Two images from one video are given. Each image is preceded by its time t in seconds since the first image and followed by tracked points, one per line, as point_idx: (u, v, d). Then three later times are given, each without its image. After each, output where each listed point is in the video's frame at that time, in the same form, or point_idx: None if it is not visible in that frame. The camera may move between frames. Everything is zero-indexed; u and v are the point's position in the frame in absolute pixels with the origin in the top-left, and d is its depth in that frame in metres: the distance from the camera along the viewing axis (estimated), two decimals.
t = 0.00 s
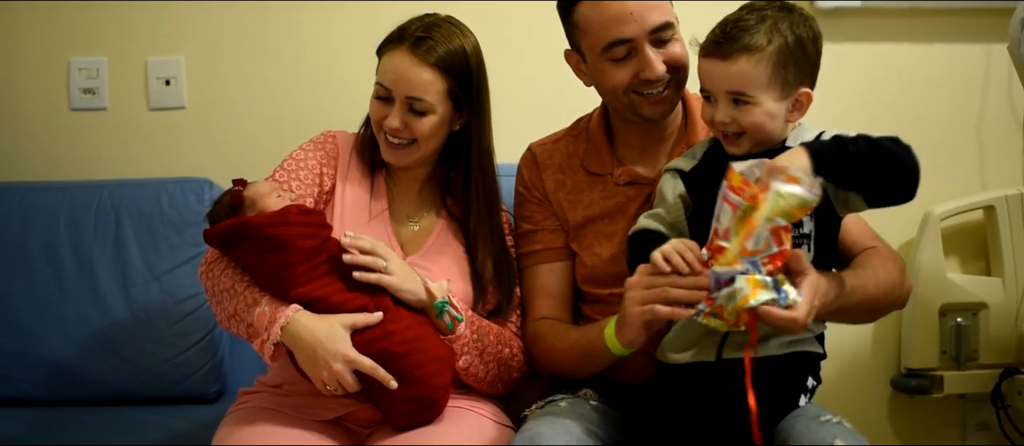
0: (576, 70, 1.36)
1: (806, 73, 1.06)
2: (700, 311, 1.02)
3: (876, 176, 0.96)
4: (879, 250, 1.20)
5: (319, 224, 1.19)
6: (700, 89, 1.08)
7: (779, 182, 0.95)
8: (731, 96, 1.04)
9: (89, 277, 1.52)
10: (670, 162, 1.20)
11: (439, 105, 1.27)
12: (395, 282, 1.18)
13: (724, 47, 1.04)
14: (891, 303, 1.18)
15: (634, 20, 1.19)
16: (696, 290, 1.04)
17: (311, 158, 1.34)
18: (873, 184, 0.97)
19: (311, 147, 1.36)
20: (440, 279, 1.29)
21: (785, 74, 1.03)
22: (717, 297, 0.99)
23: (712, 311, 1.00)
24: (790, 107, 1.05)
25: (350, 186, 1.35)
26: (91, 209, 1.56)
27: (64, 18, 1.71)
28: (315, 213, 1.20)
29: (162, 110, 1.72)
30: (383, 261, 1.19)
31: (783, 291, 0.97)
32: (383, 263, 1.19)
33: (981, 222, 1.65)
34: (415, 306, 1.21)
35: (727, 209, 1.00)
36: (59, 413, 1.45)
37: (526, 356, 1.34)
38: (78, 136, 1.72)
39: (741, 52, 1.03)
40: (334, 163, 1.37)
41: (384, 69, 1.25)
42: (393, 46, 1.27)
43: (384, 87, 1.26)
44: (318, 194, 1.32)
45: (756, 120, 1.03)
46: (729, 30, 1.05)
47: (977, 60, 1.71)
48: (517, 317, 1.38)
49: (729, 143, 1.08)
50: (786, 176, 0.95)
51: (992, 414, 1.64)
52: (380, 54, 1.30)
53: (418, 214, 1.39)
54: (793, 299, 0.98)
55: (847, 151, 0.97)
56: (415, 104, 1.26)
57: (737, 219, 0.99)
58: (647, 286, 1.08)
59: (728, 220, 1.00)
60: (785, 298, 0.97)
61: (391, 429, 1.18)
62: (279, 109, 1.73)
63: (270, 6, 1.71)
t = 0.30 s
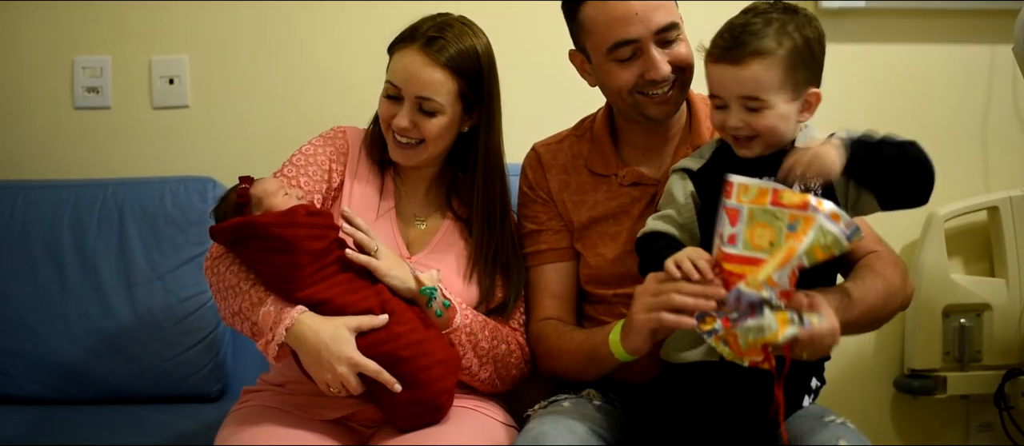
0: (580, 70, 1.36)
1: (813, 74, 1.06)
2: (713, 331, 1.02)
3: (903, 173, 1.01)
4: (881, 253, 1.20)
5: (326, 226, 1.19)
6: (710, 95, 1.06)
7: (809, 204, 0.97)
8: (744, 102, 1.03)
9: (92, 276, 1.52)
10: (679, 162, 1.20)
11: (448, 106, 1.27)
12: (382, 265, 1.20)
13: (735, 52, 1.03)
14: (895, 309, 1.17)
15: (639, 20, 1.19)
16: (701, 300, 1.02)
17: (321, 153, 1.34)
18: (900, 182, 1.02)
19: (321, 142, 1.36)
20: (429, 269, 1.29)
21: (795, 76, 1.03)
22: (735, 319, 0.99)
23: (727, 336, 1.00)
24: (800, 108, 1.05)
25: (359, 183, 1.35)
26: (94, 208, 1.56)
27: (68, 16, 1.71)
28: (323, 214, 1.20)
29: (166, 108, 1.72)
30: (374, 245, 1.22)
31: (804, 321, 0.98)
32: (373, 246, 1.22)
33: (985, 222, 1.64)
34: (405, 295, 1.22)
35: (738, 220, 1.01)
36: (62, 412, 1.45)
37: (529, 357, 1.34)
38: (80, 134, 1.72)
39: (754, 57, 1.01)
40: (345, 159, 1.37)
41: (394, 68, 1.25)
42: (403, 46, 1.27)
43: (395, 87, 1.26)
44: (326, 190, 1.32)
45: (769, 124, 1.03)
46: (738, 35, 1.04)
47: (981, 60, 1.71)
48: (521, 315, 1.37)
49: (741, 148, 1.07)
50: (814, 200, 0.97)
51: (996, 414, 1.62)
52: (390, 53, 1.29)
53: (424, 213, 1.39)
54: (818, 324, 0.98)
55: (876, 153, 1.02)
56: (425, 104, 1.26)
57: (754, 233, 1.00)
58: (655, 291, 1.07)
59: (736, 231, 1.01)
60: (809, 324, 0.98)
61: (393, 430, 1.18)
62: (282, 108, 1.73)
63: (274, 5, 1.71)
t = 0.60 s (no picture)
0: (581, 71, 1.37)
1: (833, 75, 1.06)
2: (714, 338, 1.02)
3: (882, 207, 0.99)
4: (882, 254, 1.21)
5: (333, 228, 1.18)
6: (740, 103, 1.03)
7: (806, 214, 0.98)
8: (783, 111, 1.01)
9: (92, 275, 1.52)
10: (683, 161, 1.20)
11: (454, 105, 1.28)
12: (383, 269, 1.19)
13: (777, 62, 0.99)
14: (897, 308, 1.18)
15: (641, 22, 1.19)
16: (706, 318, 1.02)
17: (325, 151, 1.34)
18: (881, 217, 0.99)
19: (325, 140, 1.36)
20: (430, 271, 1.28)
21: (828, 79, 1.02)
22: (738, 326, 1.00)
23: (729, 342, 1.01)
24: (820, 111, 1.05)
25: (363, 182, 1.35)
26: (94, 207, 1.56)
27: (68, 15, 1.71)
28: (330, 216, 1.19)
29: (166, 107, 1.72)
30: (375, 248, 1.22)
31: (808, 321, 0.98)
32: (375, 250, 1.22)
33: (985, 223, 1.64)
34: (407, 297, 1.21)
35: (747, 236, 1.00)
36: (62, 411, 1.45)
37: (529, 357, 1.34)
38: (80, 133, 1.72)
39: (797, 65, 0.99)
40: (348, 157, 1.37)
41: (403, 67, 1.25)
42: (409, 46, 1.27)
43: (402, 86, 1.25)
44: (329, 188, 1.32)
45: (807, 130, 1.02)
46: (777, 43, 1.00)
47: (982, 61, 1.70)
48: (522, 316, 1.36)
49: (766, 155, 1.06)
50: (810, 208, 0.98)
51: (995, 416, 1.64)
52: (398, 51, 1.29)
53: (427, 213, 1.39)
54: (821, 326, 0.99)
55: (850, 199, 0.99)
56: (432, 104, 1.26)
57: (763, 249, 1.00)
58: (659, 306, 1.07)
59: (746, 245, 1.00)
60: (813, 326, 0.98)
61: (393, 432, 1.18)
62: (283, 108, 1.73)
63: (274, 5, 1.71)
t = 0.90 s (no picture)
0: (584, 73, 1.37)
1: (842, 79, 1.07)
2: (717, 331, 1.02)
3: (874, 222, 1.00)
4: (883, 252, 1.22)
5: (331, 231, 1.18)
6: (755, 105, 1.03)
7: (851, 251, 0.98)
8: (799, 115, 1.01)
9: (91, 276, 1.52)
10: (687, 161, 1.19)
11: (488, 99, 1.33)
12: (382, 272, 1.20)
13: (798, 67, 0.99)
14: (895, 307, 1.17)
15: (646, 25, 1.20)
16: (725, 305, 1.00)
17: (325, 152, 1.33)
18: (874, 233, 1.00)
19: (327, 141, 1.36)
20: (429, 273, 1.29)
21: (842, 85, 1.03)
22: (743, 329, 0.99)
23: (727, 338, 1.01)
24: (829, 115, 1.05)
25: (363, 185, 1.35)
26: (94, 208, 1.56)
27: (68, 17, 1.71)
28: (329, 219, 1.19)
29: (166, 109, 1.72)
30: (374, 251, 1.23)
31: (800, 341, 0.98)
32: (373, 252, 1.22)
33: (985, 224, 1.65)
34: (407, 300, 1.21)
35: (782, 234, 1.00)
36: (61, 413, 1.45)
37: (529, 357, 1.34)
38: (80, 135, 1.72)
39: (816, 70, 0.99)
40: (349, 158, 1.37)
41: (446, 65, 1.28)
42: (442, 43, 1.29)
43: (448, 84, 1.28)
44: (329, 190, 1.32)
45: (820, 135, 1.03)
46: (797, 48, 1.00)
47: (982, 61, 1.70)
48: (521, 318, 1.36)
49: (776, 157, 1.07)
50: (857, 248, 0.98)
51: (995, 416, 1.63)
52: (422, 51, 1.30)
53: (428, 215, 1.39)
54: (812, 347, 0.98)
55: (844, 217, 1.00)
56: (474, 96, 1.30)
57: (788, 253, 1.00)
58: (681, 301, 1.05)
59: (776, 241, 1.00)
60: (803, 348, 0.98)
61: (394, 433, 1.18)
62: (283, 108, 1.73)
63: (273, 6, 1.71)
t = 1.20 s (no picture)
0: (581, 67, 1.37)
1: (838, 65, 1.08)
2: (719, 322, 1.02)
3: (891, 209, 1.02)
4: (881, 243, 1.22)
5: (327, 228, 1.19)
6: (767, 92, 1.03)
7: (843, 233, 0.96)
8: (811, 98, 1.01)
9: (90, 275, 1.52)
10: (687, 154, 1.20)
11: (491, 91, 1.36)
12: (378, 269, 1.20)
13: (809, 49, 0.99)
14: (896, 294, 1.18)
15: (647, 17, 1.19)
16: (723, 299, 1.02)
17: (321, 151, 1.34)
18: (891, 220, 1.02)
19: (322, 139, 1.36)
20: (426, 269, 1.29)
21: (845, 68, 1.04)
22: (740, 314, 0.99)
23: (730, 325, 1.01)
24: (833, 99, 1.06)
25: (359, 183, 1.36)
26: (92, 207, 1.56)
27: (64, 16, 1.71)
28: (325, 216, 1.20)
29: (163, 108, 1.72)
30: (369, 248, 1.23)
31: (799, 312, 0.97)
32: (368, 250, 1.23)
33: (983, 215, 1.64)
34: (403, 296, 1.22)
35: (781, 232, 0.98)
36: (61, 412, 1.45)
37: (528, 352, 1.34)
38: (78, 135, 1.72)
39: (825, 52, 1.00)
40: (344, 156, 1.37)
41: (456, 63, 1.30)
42: (443, 42, 1.31)
43: (459, 81, 1.30)
44: (325, 188, 1.32)
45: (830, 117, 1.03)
46: (804, 31, 1.00)
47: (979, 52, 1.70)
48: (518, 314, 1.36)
49: (787, 144, 1.06)
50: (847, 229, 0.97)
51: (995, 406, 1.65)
52: (425, 52, 1.31)
53: (425, 213, 1.40)
54: (814, 318, 0.97)
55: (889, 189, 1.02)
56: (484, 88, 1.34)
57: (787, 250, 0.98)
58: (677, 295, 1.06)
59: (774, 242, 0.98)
60: (805, 318, 0.97)
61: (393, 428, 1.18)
62: (280, 106, 1.73)
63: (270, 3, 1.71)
